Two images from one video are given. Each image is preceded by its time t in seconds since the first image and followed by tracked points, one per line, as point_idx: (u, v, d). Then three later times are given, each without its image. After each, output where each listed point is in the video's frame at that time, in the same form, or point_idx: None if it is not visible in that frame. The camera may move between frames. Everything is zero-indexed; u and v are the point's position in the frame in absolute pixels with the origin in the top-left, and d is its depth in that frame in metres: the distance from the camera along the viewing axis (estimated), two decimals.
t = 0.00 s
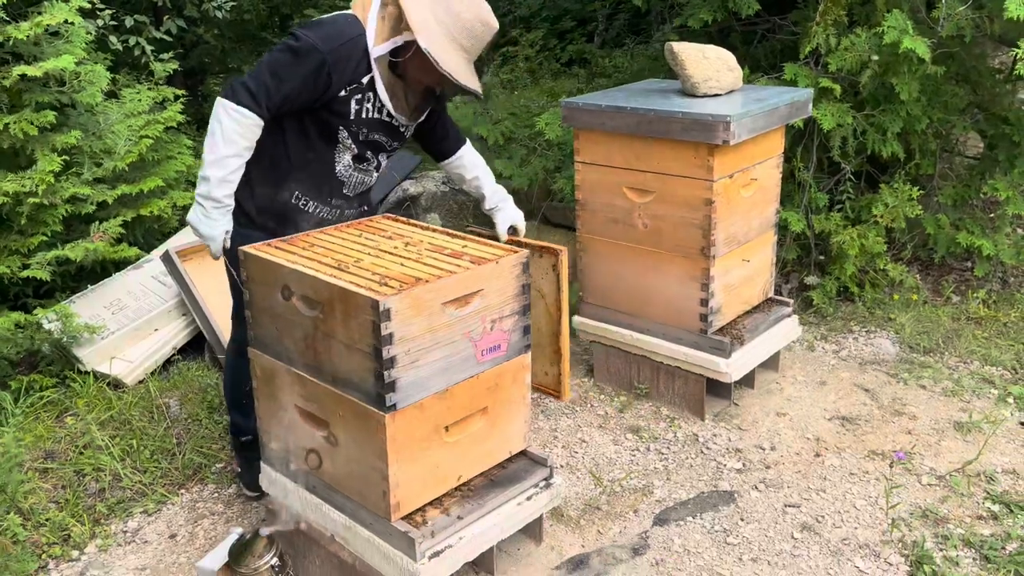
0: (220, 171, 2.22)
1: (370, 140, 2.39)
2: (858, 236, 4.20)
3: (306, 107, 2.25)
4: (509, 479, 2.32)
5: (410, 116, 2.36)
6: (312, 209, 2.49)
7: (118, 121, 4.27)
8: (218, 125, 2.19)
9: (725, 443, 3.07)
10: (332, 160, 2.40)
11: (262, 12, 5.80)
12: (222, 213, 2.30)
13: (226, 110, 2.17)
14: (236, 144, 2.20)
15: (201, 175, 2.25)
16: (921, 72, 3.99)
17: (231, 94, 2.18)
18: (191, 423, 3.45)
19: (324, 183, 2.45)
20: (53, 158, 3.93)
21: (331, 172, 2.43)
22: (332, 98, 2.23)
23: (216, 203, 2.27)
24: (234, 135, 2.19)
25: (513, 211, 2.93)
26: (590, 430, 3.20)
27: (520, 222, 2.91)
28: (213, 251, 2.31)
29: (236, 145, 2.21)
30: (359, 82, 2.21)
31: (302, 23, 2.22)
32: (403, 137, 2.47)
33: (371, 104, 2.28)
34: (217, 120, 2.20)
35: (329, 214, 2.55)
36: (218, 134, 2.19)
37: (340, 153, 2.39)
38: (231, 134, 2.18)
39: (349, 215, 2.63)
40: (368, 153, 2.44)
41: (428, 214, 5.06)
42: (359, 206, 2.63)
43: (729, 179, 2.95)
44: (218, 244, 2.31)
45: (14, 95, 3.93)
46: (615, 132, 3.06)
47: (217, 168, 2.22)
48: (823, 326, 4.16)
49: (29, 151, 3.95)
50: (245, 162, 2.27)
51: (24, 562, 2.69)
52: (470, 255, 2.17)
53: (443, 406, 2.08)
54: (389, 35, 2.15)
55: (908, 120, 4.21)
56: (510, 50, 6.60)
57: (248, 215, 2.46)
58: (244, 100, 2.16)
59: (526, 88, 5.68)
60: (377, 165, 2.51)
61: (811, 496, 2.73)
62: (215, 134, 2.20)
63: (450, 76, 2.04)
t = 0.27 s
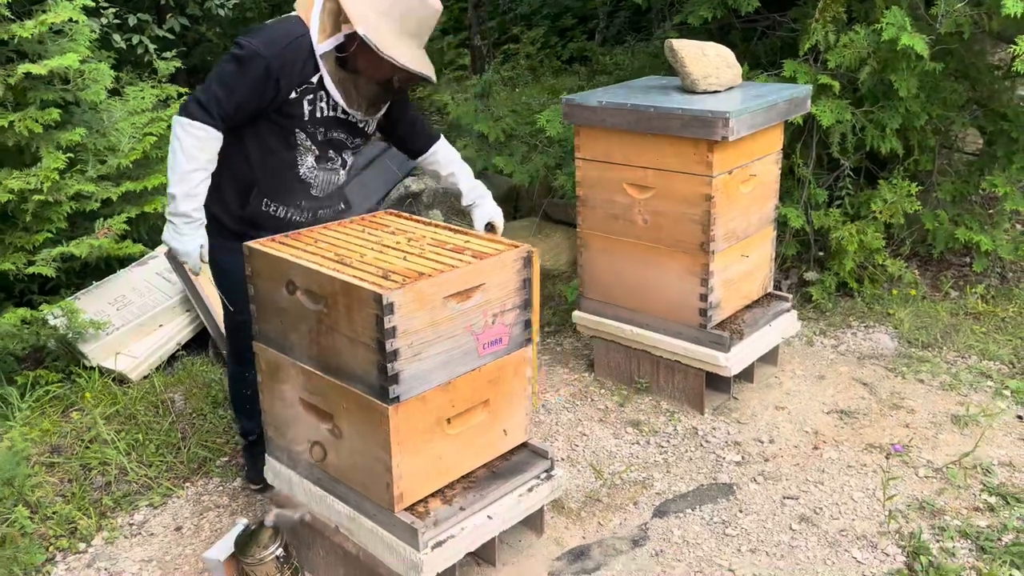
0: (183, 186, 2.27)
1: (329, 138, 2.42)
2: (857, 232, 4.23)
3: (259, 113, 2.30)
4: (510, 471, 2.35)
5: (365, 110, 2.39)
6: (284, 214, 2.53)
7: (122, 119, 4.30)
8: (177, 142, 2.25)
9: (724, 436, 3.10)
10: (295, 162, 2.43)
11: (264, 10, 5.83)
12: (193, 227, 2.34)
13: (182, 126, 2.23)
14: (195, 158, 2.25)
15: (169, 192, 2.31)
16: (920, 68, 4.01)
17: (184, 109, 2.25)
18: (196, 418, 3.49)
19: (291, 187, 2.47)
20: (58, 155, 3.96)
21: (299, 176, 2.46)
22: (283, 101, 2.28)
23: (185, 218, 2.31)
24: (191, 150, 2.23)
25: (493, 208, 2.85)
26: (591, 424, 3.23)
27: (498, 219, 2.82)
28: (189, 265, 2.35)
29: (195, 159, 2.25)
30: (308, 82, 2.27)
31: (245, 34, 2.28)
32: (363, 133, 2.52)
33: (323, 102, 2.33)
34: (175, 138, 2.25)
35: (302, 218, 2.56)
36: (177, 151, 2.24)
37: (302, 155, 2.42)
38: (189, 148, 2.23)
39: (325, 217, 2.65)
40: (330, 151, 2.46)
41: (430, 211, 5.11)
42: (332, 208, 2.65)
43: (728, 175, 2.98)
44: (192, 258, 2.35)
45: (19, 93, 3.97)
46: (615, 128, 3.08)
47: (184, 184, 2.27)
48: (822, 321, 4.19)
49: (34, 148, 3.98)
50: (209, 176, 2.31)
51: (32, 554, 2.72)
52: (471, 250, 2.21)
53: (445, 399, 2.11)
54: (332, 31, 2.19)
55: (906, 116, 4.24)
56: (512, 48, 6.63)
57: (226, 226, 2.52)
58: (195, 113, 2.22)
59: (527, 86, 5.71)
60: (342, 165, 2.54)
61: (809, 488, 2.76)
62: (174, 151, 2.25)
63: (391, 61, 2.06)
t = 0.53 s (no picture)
0: (137, 193, 2.37)
1: (278, 136, 2.44)
2: (855, 232, 4.27)
3: (205, 116, 2.37)
4: (506, 465, 2.39)
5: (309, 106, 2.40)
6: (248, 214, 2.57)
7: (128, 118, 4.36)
8: (129, 150, 2.35)
9: (720, 434, 3.14)
10: (248, 162, 2.46)
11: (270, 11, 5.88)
12: (149, 232, 2.45)
13: (131, 134, 2.33)
14: (144, 165, 2.35)
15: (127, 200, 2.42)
16: (917, 70, 4.05)
17: (135, 117, 2.35)
18: (199, 414, 3.54)
19: (248, 186, 2.51)
20: (65, 154, 4.02)
21: (255, 175, 2.49)
22: (225, 102, 2.33)
23: (141, 223, 2.42)
24: (139, 156, 2.33)
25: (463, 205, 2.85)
26: (588, 421, 3.27)
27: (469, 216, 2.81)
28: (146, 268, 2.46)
29: (145, 166, 2.35)
30: (248, 81, 2.30)
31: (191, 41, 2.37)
32: (317, 130, 2.53)
33: (268, 101, 2.36)
34: (128, 146, 2.35)
35: (267, 216, 2.59)
36: (129, 159, 2.35)
37: (254, 154, 2.45)
38: (139, 156, 2.33)
39: (292, 214, 2.67)
40: (284, 149, 2.48)
41: (432, 211, 5.17)
42: (298, 204, 2.67)
43: (724, 176, 3.02)
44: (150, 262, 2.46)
45: (26, 93, 4.03)
46: (613, 129, 3.12)
47: (138, 192, 2.38)
48: (820, 321, 4.22)
49: (41, 148, 4.05)
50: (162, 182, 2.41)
51: (38, 545, 2.78)
52: (466, 249, 2.25)
53: (442, 394, 2.16)
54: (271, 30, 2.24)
55: (905, 117, 4.26)
56: (516, 49, 6.66)
57: (195, 228, 2.59)
58: (143, 120, 2.32)
59: (530, 86, 5.75)
60: (300, 162, 2.56)
61: (802, 485, 2.79)
62: (127, 159, 2.36)
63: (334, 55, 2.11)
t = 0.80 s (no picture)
0: (132, 182, 2.45)
1: (272, 125, 2.50)
2: (856, 234, 4.28)
3: (199, 107, 2.42)
4: (498, 458, 2.43)
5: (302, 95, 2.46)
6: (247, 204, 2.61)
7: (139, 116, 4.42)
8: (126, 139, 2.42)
9: (714, 432, 3.16)
10: (244, 151, 2.51)
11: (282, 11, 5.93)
12: (145, 219, 2.52)
13: (127, 124, 2.39)
14: (139, 155, 2.41)
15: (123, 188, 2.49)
16: (920, 73, 4.05)
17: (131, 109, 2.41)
18: (202, 406, 3.59)
19: (245, 176, 2.55)
20: (75, 150, 4.09)
21: (251, 164, 2.55)
22: (219, 92, 2.38)
23: (137, 211, 2.49)
24: (135, 147, 2.40)
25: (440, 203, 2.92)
26: (585, 418, 3.30)
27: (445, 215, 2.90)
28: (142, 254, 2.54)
29: (140, 156, 2.42)
30: (241, 71, 2.37)
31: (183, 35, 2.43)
32: (311, 120, 2.59)
33: (261, 91, 2.42)
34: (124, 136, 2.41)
35: (265, 205, 2.64)
36: (125, 148, 2.41)
37: (249, 144, 2.51)
38: (134, 146, 2.40)
39: (289, 204, 2.72)
40: (278, 138, 2.54)
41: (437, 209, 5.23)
42: (294, 194, 2.71)
43: (721, 176, 3.04)
44: (145, 248, 2.53)
45: (38, 90, 4.10)
46: (612, 129, 3.15)
47: (134, 180, 2.45)
48: (820, 322, 4.23)
49: (52, 143, 4.12)
50: (158, 171, 2.48)
51: (40, 531, 2.82)
52: (461, 244, 2.28)
53: (434, 386, 2.20)
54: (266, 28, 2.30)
55: (908, 120, 4.27)
56: (525, 49, 6.70)
57: (195, 219, 2.64)
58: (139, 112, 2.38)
59: (536, 87, 5.79)
60: (295, 150, 2.61)
61: (794, 483, 2.81)
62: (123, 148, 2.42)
63: (335, 61, 2.20)
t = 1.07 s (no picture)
0: (160, 185, 2.46)
1: (288, 125, 2.58)
2: (859, 238, 4.28)
3: (220, 110, 2.46)
4: (490, 453, 2.46)
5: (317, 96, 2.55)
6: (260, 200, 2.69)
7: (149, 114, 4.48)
8: (147, 144, 2.43)
9: (711, 432, 3.18)
10: (260, 150, 2.58)
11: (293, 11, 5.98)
12: (174, 221, 2.53)
13: (149, 129, 2.41)
14: (166, 157, 2.44)
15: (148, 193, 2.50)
16: (924, 77, 4.05)
17: (151, 114, 2.42)
18: (206, 400, 3.63)
19: (260, 174, 2.63)
20: (86, 147, 4.14)
21: (266, 163, 2.62)
22: (242, 95, 2.43)
23: (166, 214, 2.51)
24: (160, 150, 2.42)
25: (422, 199, 3.00)
26: (582, 417, 3.33)
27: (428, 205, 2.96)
28: (175, 255, 2.56)
29: (167, 158, 2.44)
30: (263, 75, 2.42)
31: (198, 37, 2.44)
32: (320, 117, 2.68)
33: (280, 93, 2.48)
34: (147, 142, 2.43)
35: (276, 201, 2.72)
36: (150, 154, 2.43)
37: (265, 143, 2.58)
38: (160, 149, 2.42)
39: (297, 199, 2.81)
40: (292, 136, 2.62)
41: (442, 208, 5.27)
42: (302, 189, 2.80)
43: (720, 177, 3.06)
44: (177, 249, 2.55)
45: (50, 87, 4.16)
46: (612, 130, 3.17)
47: (161, 184, 2.47)
48: (822, 325, 4.23)
49: (64, 139, 4.18)
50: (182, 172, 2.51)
51: (42, 520, 2.87)
52: (456, 241, 2.31)
53: (427, 381, 2.22)
54: (288, 33, 2.36)
55: (912, 125, 4.26)
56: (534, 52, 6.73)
57: (206, 217, 2.68)
58: (163, 117, 2.40)
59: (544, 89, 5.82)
60: (304, 147, 2.71)
61: (788, 483, 2.83)
62: (147, 153, 2.44)
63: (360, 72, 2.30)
